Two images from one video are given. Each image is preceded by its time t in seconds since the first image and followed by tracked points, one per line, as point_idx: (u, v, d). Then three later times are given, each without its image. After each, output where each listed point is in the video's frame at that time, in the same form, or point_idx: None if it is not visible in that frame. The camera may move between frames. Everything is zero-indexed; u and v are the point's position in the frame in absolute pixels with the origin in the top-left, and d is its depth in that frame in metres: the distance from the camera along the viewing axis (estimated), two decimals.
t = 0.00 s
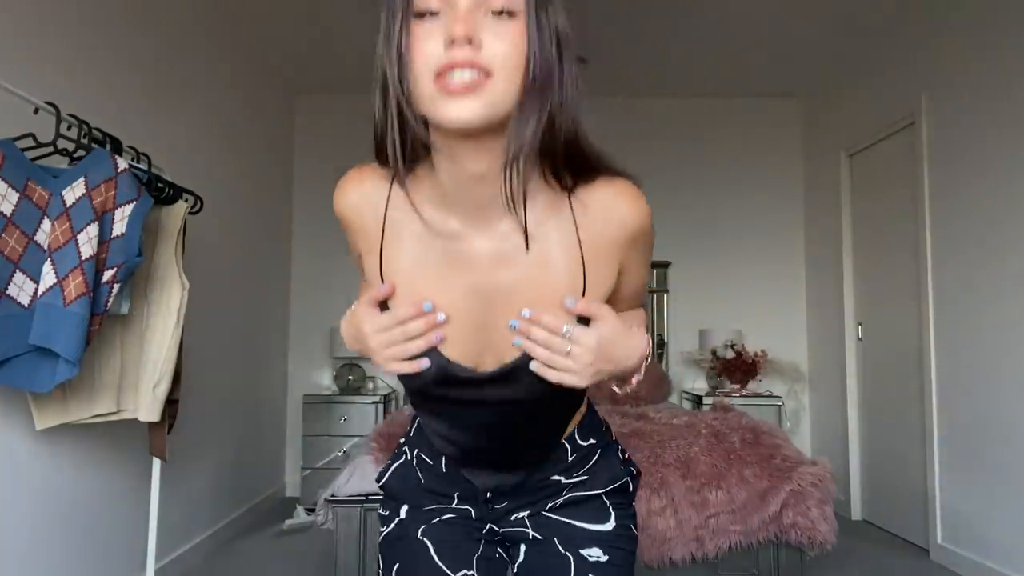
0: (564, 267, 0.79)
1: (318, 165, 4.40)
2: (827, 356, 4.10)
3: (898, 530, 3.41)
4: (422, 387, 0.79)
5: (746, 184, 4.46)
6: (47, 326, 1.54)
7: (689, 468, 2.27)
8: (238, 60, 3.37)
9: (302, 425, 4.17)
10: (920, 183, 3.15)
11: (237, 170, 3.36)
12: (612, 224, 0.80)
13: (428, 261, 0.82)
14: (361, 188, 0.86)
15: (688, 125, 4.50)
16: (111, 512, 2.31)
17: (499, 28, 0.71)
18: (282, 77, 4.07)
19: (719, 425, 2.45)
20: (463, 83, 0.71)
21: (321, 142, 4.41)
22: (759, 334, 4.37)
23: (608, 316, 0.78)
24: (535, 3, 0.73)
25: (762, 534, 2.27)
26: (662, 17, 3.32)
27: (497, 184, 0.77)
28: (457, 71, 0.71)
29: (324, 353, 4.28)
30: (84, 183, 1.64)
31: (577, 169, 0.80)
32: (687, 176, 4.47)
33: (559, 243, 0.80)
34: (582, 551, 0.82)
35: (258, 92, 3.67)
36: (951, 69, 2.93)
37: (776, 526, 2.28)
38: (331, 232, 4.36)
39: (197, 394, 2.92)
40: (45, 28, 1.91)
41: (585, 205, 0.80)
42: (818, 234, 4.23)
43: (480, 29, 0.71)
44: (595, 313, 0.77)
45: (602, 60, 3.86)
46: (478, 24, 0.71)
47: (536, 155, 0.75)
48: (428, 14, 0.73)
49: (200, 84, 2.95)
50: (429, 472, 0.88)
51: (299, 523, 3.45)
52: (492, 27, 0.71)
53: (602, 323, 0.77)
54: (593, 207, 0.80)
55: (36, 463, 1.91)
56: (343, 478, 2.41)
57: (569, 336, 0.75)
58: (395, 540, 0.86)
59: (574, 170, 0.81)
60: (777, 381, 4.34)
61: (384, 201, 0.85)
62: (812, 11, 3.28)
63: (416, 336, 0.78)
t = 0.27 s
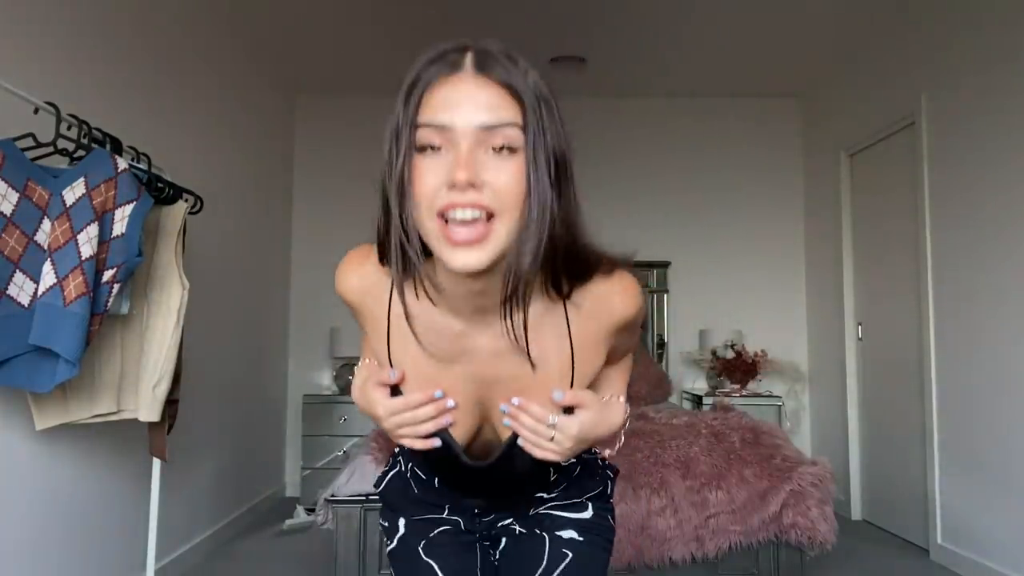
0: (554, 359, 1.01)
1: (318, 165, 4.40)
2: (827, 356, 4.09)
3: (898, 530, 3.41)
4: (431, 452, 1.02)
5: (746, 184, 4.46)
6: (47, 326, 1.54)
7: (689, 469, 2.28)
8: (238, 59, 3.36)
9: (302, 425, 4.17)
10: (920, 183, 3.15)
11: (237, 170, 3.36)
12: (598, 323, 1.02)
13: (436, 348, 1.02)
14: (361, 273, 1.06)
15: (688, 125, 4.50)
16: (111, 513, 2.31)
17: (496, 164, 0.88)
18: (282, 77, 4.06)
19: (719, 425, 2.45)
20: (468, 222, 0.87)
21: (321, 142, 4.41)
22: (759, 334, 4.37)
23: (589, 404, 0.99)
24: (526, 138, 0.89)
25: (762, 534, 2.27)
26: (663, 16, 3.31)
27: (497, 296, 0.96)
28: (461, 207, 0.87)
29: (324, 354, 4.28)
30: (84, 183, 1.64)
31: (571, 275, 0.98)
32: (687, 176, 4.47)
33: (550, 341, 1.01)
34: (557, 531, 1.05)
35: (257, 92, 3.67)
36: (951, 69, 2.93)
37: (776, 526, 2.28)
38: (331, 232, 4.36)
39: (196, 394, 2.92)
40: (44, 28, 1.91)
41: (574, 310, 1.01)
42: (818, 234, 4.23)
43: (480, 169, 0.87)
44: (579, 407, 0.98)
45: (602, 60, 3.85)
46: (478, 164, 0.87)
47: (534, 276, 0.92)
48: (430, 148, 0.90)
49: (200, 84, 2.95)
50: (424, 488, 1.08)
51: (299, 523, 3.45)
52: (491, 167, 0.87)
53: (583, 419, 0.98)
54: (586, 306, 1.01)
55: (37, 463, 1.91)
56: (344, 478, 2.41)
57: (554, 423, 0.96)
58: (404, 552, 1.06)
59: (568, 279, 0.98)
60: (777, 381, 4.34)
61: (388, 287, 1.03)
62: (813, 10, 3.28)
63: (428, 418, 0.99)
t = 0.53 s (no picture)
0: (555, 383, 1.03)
1: (317, 165, 4.40)
2: (827, 356, 4.09)
3: (898, 530, 3.41)
4: (439, 472, 1.01)
5: (747, 184, 4.46)
6: (47, 326, 1.54)
7: (689, 469, 2.28)
8: (238, 58, 3.36)
9: (302, 425, 4.17)
10: (920, 183, 3.15)
11: (237, 170, 3.36)
12: (599, 348, 1.05)
13: (442, 374, 1.03)
14: (370, 300, 1.07)
15: (688, 125, 4.50)
16: (111, 513, 2.31)
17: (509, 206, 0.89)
18: (281, 76, 4.06)
19: (719, 425, 2.45)
20: (482, 262, 0.89)
21: (321, 142, 4.41)
22: (759, 334, 4.37)
23: (587, 426, 1.00)
24: (537, 182, 0.91)
25: (761, 534, 2.27)
26: (663, 16, 3.31)
27: (507, 329, 0.97)
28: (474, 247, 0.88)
29: (324, 353, 4.28)
30: (84, 183, 1.64)
31: (573, 304, 1.01)
32: (687, 176, 4.47)
33: (553, 367, 1.03)
34: (549, 529, 1.05)
35: (257, 91, 3.67)
36: (951, 69, 2.93)
37: (775, 526, 2.28)
38: (331, 231, 4.36)
39: (196, 393, 2.92)
40: (44, 28, 1.91)
41: (577, 334, 1.03)
42: (818, 234, 4.23)
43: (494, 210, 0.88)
44: (574, 428, 0.99)
45: (602, 59, 3.85)
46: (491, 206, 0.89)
47: (543, 312, 0.95)
48: (443, 192, 0.91)
49: (200, 84, 2.94)
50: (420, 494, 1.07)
51: (299, 523, 3.45)
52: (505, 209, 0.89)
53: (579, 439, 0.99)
54: (588, 333, 1.04)
55: (37, 463, 1.91)
56: (344, 478, 2.41)
57: (554, 444, 0.97)
58: (398, 552, 1.06)
59: (570, 308, 1.01)
60: (777, 381, 4.34)
61: (393, 316, 1.04)
62: (813, 10, 3.28)
63: (433, 440, 0.99)
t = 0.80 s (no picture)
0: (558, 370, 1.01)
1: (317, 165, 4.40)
2: (826, 356, 4.10)
3: (898, 530, 3.41)
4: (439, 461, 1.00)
5: (747, 184, 4.46)
6: (46, 325, 1.54)
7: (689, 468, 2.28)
8: (238, 58, 3.36)
9: (302, 424, 4.17)
10: (920, 182, 3.15)
11: (237, 170, 3.36)
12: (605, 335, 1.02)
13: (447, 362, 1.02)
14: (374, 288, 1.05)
15: (688, 125, 4.50)
16: (111, 513, 2.30)
17: (526, 71, 0.77)
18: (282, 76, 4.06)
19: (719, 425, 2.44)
20: (497, 114, 0.77)
21: (321, 142, 4.41)
22: (759, 334, 4.37)
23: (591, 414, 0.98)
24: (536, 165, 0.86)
25: (761, 534, 2.27)
26: (663, 16, 3.31)
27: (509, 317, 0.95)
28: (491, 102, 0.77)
29: (324, 353, 4.28)
30: (84, 183, 1.64)
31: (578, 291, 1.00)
32: (687, 175, 4.47)
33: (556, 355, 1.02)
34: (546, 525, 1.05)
35: (257, 91, 3.67)
36: (951, 69, 2.93)
37: (776, 526, 2.28)
38: (331, 231, 4.35)
39: (197, 394, 2.92)
40: (43, 27, 1.91)
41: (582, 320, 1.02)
42: (818, 234, 4.23)
43: (510, 72, 0.77)
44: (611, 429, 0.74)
45: (602, 59, 3.85)
46: (508, 60, 0.77)
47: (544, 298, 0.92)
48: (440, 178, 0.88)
49: (200, 84, 2.95)
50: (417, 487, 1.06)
51: (299, 523, 3.45)
52: (523, 71, 0.77)
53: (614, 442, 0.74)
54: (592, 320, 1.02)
55: (36, 462, 1.91)
56: (344, 478, 2.41)
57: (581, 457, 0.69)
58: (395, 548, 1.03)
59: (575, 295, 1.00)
60: (777, 381, 4.34)
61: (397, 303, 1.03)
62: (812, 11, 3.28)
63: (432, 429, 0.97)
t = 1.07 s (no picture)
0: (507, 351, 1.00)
1: (317, 165, 4.40)
2: (826, 356, 4.10)
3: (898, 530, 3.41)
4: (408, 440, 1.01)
5: (747, 183, 4.46)
6: (46, 326, 1.54)
7: (689, 468, 2.28)
8: (238, 58, 3.36)
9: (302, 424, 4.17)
10: (920, 182, 3.15)
11: (237, 170, 3.36)
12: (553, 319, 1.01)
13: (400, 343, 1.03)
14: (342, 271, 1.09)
15: (688, 125, 4.50)
16: (110, 513, 2.30)
17: (434, 51, 0.82)
18: (281, 76, 4.06)
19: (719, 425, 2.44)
20: (405, 93, 0.82)
21: (321, 142, 4.41)
22: (759, 334, 4.37)
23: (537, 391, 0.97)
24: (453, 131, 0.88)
25: (761, 534, 2.27)
26: (663, 16, 3.31)
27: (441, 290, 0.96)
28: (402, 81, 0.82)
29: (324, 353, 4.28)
30: (84, 183, 1.64)
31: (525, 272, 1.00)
32: (687, 175, 4.47)
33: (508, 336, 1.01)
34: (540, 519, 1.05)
35: (257, 91, 3.67)
36: (951, 69, 2.93)
37: (775, 526, 2.28)
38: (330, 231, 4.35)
39: (197, 394, 2.93)
40: (43, 27, 1.90)
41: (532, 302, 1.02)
42: (818, 234, 4.23)
43: (419, 53, 0.81)
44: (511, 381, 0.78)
45: (602, 59, 3.85)
46: (417, 44, 0.82)
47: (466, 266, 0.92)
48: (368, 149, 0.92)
49: (200, 84, 2.95)
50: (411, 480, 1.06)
51: (299, 523, 3.45)
52: (431, 55, 0.82)
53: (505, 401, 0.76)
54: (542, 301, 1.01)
55: (35, 463, 1.91)
56: (343, 478, 2.41)
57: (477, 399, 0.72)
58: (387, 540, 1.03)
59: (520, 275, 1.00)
60: (777, 381, 4.34)
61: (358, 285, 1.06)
62: (813, 10, 3.28)
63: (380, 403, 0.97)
